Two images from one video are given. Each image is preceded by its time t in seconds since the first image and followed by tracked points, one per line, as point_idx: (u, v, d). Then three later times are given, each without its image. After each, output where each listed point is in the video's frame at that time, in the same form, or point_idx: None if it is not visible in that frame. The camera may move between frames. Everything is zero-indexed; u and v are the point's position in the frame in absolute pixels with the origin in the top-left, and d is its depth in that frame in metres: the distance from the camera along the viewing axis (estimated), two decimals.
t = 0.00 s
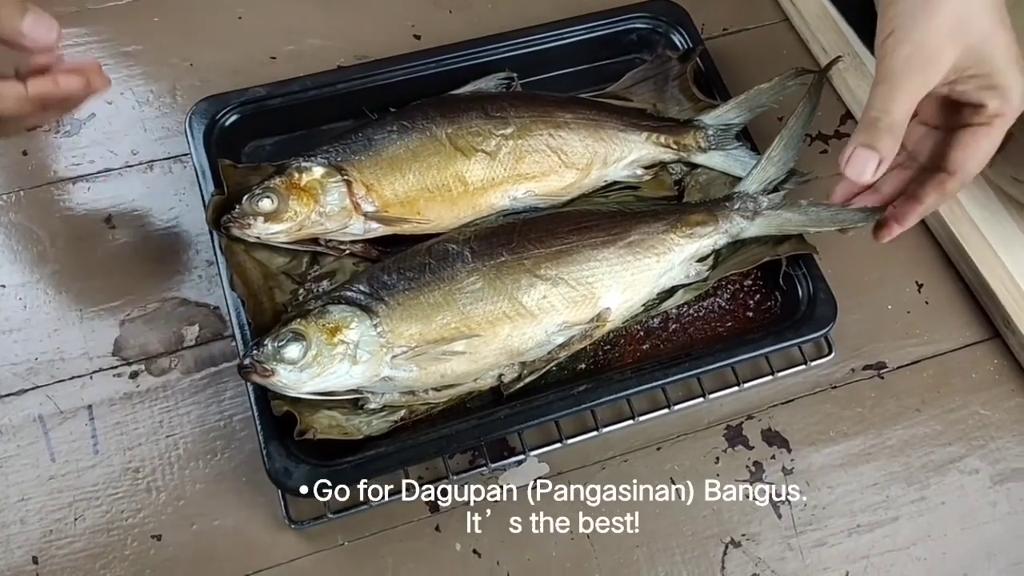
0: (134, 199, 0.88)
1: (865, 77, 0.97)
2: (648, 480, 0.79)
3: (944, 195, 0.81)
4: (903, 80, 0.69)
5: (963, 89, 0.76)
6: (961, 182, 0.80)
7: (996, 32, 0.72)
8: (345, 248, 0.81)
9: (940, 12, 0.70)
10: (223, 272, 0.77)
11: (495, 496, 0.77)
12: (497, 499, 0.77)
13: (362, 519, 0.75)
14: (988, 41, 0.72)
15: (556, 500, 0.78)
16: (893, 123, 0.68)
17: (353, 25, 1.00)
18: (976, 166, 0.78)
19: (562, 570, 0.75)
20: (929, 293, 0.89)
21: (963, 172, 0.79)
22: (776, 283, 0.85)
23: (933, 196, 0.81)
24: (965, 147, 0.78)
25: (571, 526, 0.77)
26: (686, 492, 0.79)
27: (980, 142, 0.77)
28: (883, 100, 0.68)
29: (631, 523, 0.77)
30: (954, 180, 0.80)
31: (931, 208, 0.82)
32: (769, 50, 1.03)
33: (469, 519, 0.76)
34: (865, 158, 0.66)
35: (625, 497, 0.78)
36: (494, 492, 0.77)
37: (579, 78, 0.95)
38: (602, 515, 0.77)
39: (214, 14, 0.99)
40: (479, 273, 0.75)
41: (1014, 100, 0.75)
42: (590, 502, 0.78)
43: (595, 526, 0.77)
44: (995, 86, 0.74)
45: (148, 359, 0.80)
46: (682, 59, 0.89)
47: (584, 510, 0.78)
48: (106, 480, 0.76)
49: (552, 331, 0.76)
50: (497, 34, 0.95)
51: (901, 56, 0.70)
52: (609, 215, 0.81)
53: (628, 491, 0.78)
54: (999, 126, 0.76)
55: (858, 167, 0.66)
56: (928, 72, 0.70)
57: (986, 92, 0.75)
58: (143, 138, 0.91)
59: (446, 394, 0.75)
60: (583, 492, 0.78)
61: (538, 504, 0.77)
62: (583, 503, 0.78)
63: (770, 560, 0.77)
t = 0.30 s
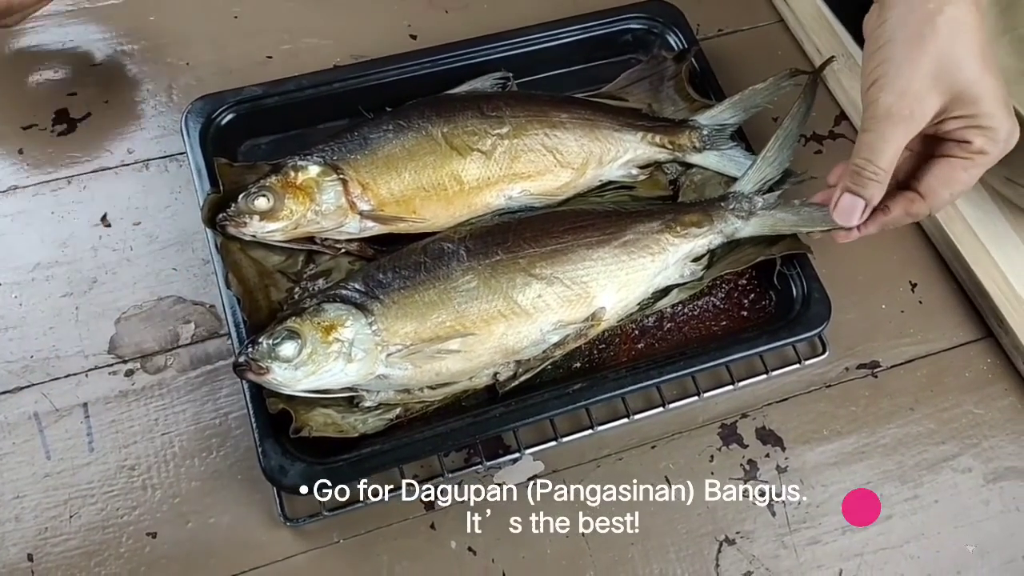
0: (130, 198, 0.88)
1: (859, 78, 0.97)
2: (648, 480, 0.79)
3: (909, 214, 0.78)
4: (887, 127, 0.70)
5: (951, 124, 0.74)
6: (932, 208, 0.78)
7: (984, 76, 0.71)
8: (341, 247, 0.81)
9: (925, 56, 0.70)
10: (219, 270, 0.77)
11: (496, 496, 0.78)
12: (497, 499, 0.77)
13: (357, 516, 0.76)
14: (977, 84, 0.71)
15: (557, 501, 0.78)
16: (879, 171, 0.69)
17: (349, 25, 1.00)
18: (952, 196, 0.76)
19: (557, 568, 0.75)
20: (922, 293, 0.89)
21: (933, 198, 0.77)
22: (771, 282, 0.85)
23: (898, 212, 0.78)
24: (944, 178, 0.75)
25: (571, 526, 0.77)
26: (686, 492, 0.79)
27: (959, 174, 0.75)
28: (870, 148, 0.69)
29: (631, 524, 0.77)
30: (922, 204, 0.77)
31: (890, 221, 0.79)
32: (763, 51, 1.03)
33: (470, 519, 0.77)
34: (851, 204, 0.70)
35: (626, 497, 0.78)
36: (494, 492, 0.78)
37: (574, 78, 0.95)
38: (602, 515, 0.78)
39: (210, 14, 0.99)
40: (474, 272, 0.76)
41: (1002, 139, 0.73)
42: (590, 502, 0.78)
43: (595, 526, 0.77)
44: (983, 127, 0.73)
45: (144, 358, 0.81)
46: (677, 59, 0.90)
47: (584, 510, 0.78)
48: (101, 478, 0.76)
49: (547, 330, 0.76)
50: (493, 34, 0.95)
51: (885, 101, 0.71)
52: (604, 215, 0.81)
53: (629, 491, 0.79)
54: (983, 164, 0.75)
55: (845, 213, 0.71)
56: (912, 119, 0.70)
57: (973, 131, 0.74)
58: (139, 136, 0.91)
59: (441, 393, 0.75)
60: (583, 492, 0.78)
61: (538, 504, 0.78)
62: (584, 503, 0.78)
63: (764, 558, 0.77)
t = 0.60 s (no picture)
0: (128, 191, 0.88)
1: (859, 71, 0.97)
2: (650, 480, 0.79)
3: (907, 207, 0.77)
4: (892, 109, 0.68)
5: (947, 108, 0.73)
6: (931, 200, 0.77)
7: (987, 57, 0.70)
8: (339, 240, 0.81)
9: (926, 35, 0.70)
10: (218, 263, 0.77)
11: (496, 496, 0.77)
12: (497, 499, 0.77)
13: (356, 509, 0.76)
14: (977, 65, 0.70)
15: (557, 501, 0.78)
16: (888, 154, 0.67)
17: (348, 18, 1.00)
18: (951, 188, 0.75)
19: (557, 560, 0.75)
20: (921, 286, 0.89)
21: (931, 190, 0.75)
22: (769, 275, 0.85)
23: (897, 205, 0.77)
24: (942, 169, 0.74)
25: (571, 527, 0.77)
26: (686, 492, 0.79)
27: (957, 164, 0.73)
28: (876, 131, 0.68)
29: (631, 524, 0.77)
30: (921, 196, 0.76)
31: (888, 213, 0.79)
32: (762, 44, 1.03)
33: (470, 520, 0.76)
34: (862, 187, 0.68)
35: (626, 498, 0.78)
36: (494, 492, 0.77)
37: (573, 71, 0.95)
38: (602, 515, 0.77)
39: (208, 7, 0.99)
40: (473, 265, 0.76)
41: (998, 126, 0.72)
42: (590, 503, 0.78)
43: (595, 527, 0.77)
44: (978, 112, 0.72)
45: (143, 351, 0.80)
46: (676, 52, 0.89)
47: (584, 511, 0.77)
48: (100, 471, 0.76)
49: (546, 323, 0.76)
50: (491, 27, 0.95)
51: (885, 81, 0.70)
52: (603, 207, 0.81)
53: (629, 491, 0.78)
54: (979, 154, 0.73)
55: (857, 197, 0.69)
56: (913, 102, 0.69)
57: (970, 117, 0.72)
58: (137, 129, 0.91)
59: (440, 385, 0.75)
60: (583, 492, 0.78)
61: (538, 504, 0.77)
62: (583, 503, 0.78)
63: (763, 550, 0.77)
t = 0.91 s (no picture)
0: (127, 191, 0.88)
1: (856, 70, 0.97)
2: (650, 480, 0.79)
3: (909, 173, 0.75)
4: (844, 52, 0.68)
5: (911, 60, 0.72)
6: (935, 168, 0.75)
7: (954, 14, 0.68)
8: (338, 239, 0.81)
9: None
10: (216, 263, 0.77)
11: (496, 497, 0.77)
12: (497, 499, 0.77)
13: (355, 508, 0.76)
14: (941, 18, 0.68)
15: (557, 501, 0.78)
16: (826, 94, 0.70)
17: (347, 18, 1.00)
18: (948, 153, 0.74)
19: (555, 558, 0.76)
20: (919, 284, 0.89)
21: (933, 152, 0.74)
22: (767, 274, 0.85)
23: (899, 171, 0.75)
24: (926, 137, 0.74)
25: (571, 527, 0.77)
26: (686, 493, 0.79)
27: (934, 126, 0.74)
28: (823, 70, 0.69)
29: (632, 524, 0.77)
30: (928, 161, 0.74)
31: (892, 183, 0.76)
32: (760, 43, 1.03)
33: (470, 520, 0.76)
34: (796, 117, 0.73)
35: (626, 498, 0.78)
36: (495, 492, 0.77)
37: (571, 70, 0.95)
38: (602, 515, 0.77)
39: (206, 6, 0.99)
40: (471, 263, 0.76)
41: (963, 85, 0.72)
42: (591, 503, 0.78)
43: (595, 527, 0.77)
44: (941, 68, 0.71)
45: (141, 350, 0.81)
46: (674, 51, 0.90)
47: (585, 511, 0.77)
48: (99, 470, 0.76)
49: (544, 321, 0.77)
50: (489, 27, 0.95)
51: (847, 22, 0.67)
52: (601, 206, 0.81)
53: (629, 492, 0.78)
54: (956, 111, 0.73)
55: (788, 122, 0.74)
56: (871, 42, 0.68)
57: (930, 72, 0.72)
58: (136, 130, 0.91)
59: (438, 384, 0.75)
60: (583, 493, 0.78)
61: (538, 505, 0.77)
62: (584, 504, 0.78)
63: (761, 548, 0.77)
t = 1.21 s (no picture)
0: (125, 190, 0.88)
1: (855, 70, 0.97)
2: (649, 480, 0.79)
3: (857, 155, 0.70)
4: (839, 23, 0.65)
5: (896, 40, 0.68)
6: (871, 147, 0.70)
7: None
8: (335, 238, 0.81)
9: None
10: (214, 262, 0.77)
11: (496, 495, 0.77)
12: (497, 498, 0.77)
13: (352, 508, 0.76)
14: None
15: (556, 500, 0.78)
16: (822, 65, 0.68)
17: (345, 17, 1.00)
18: (891, 132, 0.69)
19: (552, 558, 0.76)
20: (917, 283, 0.89)
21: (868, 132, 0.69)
22: (765, 273, 0.85)
23: (844, 153, 0.70)
24: (881, 107, 0.68)
25: (571, 525, 0.77)
26: (687, 491, 0.79)
27: (897, 105, 0.68)
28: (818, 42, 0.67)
29: (631, 524, 0.77)
30: (866, 140, 0.69)
31: (846, 167, 0.71)
32: (758, 43, 1.03)
33: (470, 518, 0.76)
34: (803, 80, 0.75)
35: (626, 496, 0.78)
36: (494, 492, 0.77)
37: (569, 70, 0.95)
38: (602, 516, 0.77)
39: (204, 6, 0.99)
40: (468, 262, 0.76)
41: (940, 68, 0.68)
42: (591, 501, 0.78)
43: (595, 525, 0.77)
44: (925, 51, 0.67)
45: (139, 350, 0.81)
46: (672, 50, 0.90)
47: (584, 509, 0.78)
48: (96, 469, 0.76)
49: (542, 320, 0.77)
50: (486, 26, 0.95)
51: None
52: (599, 204, 0.81)
53: (629, 490, 0.78)
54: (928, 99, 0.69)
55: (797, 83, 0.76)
56: (864, 17, 0.65)
57: (914, 54, 0.68)
58: (135, 129, 0.91)
59: (436, 383, 0.75)
60: (583, 491, 0.78)
61: (538, 503, 0.77)
62: (584, 502, 0.78)
63: (759, 548, 0.77)
